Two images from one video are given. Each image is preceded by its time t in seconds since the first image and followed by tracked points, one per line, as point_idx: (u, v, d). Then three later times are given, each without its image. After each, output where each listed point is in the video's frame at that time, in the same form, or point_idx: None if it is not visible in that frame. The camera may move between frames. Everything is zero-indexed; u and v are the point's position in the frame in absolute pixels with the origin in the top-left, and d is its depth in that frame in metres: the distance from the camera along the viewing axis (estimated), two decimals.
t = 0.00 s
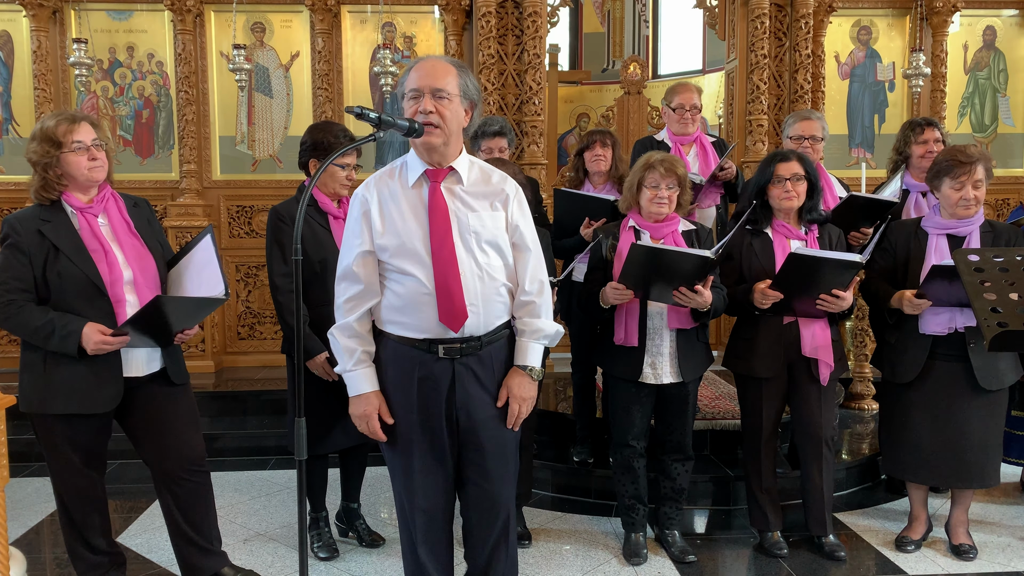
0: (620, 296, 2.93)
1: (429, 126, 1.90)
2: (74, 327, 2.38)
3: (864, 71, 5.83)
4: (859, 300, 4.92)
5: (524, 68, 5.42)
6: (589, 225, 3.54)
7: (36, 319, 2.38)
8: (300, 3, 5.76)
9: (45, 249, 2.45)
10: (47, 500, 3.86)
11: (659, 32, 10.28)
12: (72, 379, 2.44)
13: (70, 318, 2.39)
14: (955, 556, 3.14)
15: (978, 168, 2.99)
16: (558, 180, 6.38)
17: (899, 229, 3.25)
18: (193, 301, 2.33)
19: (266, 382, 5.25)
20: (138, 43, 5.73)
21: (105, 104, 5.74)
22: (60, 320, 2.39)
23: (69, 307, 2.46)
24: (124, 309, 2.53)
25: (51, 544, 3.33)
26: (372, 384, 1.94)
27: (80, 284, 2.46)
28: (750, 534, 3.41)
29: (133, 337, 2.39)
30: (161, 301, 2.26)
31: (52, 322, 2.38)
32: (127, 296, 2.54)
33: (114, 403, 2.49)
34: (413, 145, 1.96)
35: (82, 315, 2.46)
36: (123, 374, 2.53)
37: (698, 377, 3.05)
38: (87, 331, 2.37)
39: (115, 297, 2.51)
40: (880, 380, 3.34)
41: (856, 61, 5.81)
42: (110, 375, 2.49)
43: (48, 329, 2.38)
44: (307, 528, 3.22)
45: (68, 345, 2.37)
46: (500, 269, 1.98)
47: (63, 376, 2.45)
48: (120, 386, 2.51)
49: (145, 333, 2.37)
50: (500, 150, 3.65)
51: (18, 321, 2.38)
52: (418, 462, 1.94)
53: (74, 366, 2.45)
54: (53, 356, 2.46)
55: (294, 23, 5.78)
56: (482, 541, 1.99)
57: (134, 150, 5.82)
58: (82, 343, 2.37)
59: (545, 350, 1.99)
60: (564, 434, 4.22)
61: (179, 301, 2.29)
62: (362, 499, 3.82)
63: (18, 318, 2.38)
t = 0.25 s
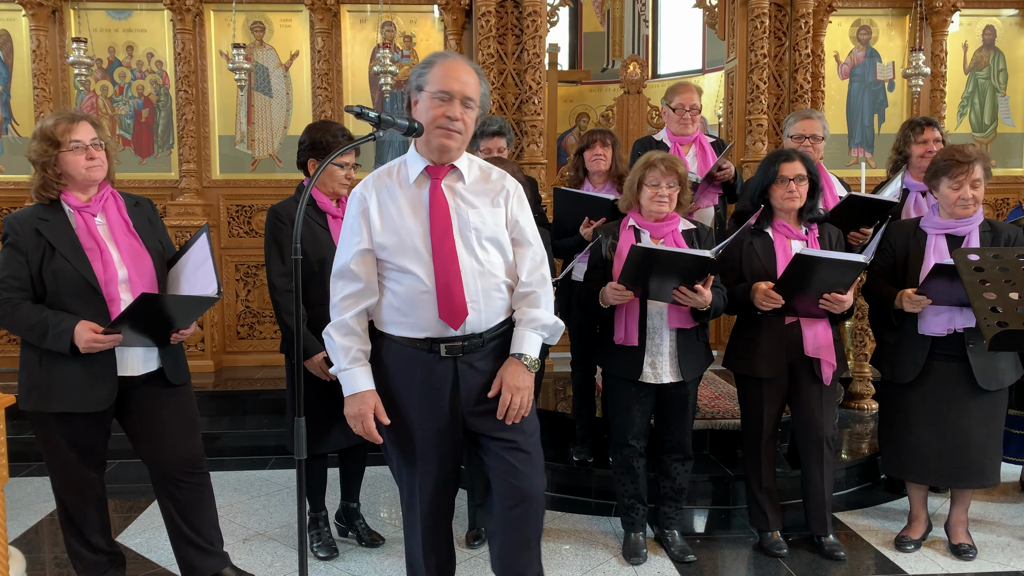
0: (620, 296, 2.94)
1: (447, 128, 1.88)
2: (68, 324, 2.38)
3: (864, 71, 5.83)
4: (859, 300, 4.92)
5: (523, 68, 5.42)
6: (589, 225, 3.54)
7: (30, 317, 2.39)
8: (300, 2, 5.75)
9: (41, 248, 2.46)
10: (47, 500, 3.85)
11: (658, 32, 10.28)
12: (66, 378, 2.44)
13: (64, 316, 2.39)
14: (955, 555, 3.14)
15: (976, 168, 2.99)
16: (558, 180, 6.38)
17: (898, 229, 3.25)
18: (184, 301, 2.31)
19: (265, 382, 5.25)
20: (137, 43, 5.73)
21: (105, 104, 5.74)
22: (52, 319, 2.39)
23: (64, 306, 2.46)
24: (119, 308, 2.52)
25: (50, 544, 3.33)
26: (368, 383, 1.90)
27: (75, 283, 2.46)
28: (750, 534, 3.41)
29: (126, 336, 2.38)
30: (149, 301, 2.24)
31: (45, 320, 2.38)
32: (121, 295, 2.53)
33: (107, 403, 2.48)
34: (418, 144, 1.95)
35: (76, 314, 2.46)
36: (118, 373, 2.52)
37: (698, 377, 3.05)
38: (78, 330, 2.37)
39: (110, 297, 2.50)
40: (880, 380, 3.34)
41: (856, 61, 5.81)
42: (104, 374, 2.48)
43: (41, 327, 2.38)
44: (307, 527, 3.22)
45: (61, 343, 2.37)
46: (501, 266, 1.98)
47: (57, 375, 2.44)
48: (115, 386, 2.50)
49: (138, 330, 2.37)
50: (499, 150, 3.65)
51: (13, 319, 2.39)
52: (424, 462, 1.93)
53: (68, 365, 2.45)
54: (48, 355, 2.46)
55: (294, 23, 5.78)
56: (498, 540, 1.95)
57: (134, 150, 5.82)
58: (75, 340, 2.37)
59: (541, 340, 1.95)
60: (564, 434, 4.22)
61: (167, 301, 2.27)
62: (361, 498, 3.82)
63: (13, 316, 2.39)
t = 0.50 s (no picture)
0: (619, 296, 2.94)
1: (486, 146, 1.81)
2: (67, 324, 2.38)
3: (863, 71, 5.83)
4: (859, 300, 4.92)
5: (523, 68, 5.42)
6: (588, 224, 3.54)
7: (29, 317, 2.39)
8: (300, 2, 5.75)
9: (41, 248, 2.46)
10: (46, 500, 3.85)
11: (658, 32, 10.30)
12: (65, 377, 2.44)
13: (62, 316, 2.39)
14: (954, 555, 3.14)
15: (975, 167, 2.99)
16: (557, 180, 6.38)
17: (897, 229, 3.25)
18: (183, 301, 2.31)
19: (265, 382, 5.24)
20: (137, 43, 5.73)
21: (104, 104, 5.74)
22: (51, 318, 2.39)
23: (63, 305, 2.46)
24: (118, 308, 2.51)
25: (50, 544, 3.32)
26: (378, 388, 1.86)
27: (74, 283, 2.46)
28: (749, 534, 3.41)
29: (124, 336, 2.39)
30: (147, 300, 2.24)
31: (44, 320, 2.39)
32: (120, 295, 2.53)
33: (104, 404, 2.48)
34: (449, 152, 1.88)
35: (74, 314, 2.46)
36: (116, 373, 2.53)
37: (697, 377, 3.05)
38: (77, 329, 2.38)
39: (109, 297, 2.50)
40: (880, 380, 3.34)
41: (855, 61, 5.82)
42: (102, 375, 2.48)
43: (40, 327, 2.38)
44: (307, 527, 3.21)
45: (59, 342, 2.37)
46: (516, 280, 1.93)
47: (56, 374, 2.44)
48: (113, 386, 2.50)
49: (138, 331, 2.37)
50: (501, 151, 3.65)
51: (12, 318, 2.39)
52: (432, 467, 1.90)
53: (67, 365, 2.44)
54: (47, 355, 2.46)
55: (294, 23, 5.78)
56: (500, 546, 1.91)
57: (133, 150, 5.82)
58: (74, 340, 2.37)
59: (534, 362, 1.89)
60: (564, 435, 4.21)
61: (165, 301, 2.27)
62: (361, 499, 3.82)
63: (12, 315, 2.40)
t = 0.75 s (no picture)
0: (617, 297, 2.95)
1: (550, 156, 1.67)
2: (72, 325, 2.38)
3: (862, 72, 5.84)
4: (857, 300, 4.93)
5: (522, 69, 5.43)
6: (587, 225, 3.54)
7: (33, 317, 2.37)
8: (299, 3, 5.76)
9: (41, 249, 2.45)
10: (45, 501, 3.85)
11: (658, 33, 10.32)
12: (69, 378, 2.43)
13: (67, 317, 2.39)
14: (953, 556, 3.14)
15: (974, 165, 3.01)
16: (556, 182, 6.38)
17: (896, 230, 3.25)
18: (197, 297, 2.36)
19: (264, 383, 5.24)
20: (135, 44, 5.73)
21: (103, 105, 5.73)
22: (56, 318, 2.38)
23: (66, 306, 2.45)
24: (121, 308, 2.52)
25: (48, 545, 3.32)
26: (410, 404, 1.74)
27: (76, 283, 2.46)
28: (748, 535, 3.41)
29: (129, 336, 2.38)
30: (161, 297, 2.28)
31: (48, 320, 2.38)
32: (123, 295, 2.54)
33: (109, 404, 2.49)
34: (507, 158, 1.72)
35: (78, 314, 2.45)
36: (119, 374, 2.53)
37: (695, 378, 3.05)
38: (82, 330, 2.37)
39: (112, 296, 2.51)
40: (879, 382, 3.34)
41: (854, 62, 5.82)
42: (105, 375, 2.48)
43: (45, 327, 2.37)
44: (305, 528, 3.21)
45: (64, 343, 2.37)
46: (563, 299, 1.81)
47: (59, 375, 2.44)
48: (117, 386, 2.51)
49: (144, 336, 2.40)
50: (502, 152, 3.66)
51: (14, 319, 2.37)
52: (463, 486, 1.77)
53: (70, 365, 2.44)
54: (49, 356, 2.45)
55: (293, 24, 5.78)
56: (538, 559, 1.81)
57: (132, 151, 5.81)
58: (79, 341, 2.37)
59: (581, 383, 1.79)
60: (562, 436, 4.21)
61: (178, 298, 2.31)
62: (359, 500, 3.82)
63: (15, 316, 2.37)
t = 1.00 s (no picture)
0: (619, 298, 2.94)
1: (623, 152, 1.60)
2: (84, 326, 2.37)
3: (861, 73, 5.84)
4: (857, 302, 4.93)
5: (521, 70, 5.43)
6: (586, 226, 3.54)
7: (44, 318, 2.36)
8: (298, 5, 5.76)
9: (46, 250, 2.43)
10: (45, 502, 3.85)
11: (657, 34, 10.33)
12: (80, 379, 2.43)
13: (79, 317, 2.39)
14: (952, 557, 3.14)
15: (969, 161, 3.02)
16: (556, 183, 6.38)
17: (895, 232, 3.25)
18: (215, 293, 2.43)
19: (264, 384, 5.24)
20: (135, 45, 5.73)
21: (102, 106, 5.73)
22: (68, 319, 2.38)
23: (75, 306, 2.45)
24: (131, 307, 2.54)
25: (48, 546, 3.32)
26: (477, 407, 1.63)
27: (85, 283, 2.45)
28: (748, 536, 3.40)
29: (141, 338, 2.39)
30: (182, 293, 2.34)
31: (60, 321, 2.37)
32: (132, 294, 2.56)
33: (122, 403, 2.49)
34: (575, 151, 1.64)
35: (89, 314, 2.45)
36: (130, 374, 2.54)
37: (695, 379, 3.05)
38: (95, 331, 2.37)
39: (122, 296, 2.52)
40: (879, 382, 3.33)
41: (853, 63, 5.82)
42: (117, 378, 2.48)
43: (57, 328, 2.36)
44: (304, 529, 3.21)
45: (77, 345, 2.36)
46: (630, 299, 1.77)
47: (69, 377, 2.43)
48: (129, 387, 2.52)
49: (156, 339, 2.40)
50: (504, 154, 3.66)
51: (24, 322, 2.35)
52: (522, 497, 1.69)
53: (81, 367, 2.44)
54: (60, 358, 2.44)
55: (292, 25, 5.78)
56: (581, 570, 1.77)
57: (131, 152, 5.81)
58: (92, 343, 2.37)
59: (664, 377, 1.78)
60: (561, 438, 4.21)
61: (196, 294, 2.37)
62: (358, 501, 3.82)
63: (24, 318, 2.35)
